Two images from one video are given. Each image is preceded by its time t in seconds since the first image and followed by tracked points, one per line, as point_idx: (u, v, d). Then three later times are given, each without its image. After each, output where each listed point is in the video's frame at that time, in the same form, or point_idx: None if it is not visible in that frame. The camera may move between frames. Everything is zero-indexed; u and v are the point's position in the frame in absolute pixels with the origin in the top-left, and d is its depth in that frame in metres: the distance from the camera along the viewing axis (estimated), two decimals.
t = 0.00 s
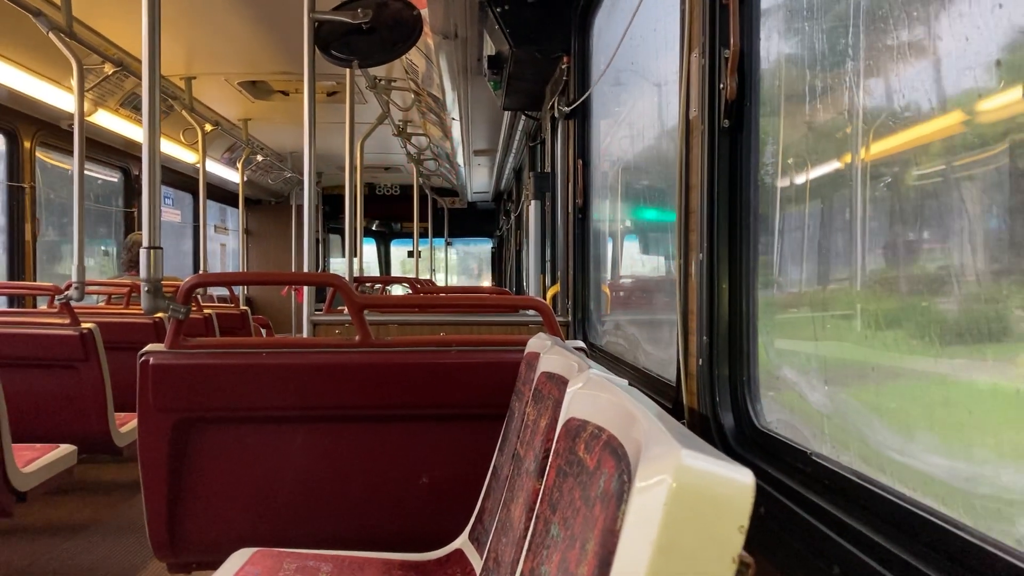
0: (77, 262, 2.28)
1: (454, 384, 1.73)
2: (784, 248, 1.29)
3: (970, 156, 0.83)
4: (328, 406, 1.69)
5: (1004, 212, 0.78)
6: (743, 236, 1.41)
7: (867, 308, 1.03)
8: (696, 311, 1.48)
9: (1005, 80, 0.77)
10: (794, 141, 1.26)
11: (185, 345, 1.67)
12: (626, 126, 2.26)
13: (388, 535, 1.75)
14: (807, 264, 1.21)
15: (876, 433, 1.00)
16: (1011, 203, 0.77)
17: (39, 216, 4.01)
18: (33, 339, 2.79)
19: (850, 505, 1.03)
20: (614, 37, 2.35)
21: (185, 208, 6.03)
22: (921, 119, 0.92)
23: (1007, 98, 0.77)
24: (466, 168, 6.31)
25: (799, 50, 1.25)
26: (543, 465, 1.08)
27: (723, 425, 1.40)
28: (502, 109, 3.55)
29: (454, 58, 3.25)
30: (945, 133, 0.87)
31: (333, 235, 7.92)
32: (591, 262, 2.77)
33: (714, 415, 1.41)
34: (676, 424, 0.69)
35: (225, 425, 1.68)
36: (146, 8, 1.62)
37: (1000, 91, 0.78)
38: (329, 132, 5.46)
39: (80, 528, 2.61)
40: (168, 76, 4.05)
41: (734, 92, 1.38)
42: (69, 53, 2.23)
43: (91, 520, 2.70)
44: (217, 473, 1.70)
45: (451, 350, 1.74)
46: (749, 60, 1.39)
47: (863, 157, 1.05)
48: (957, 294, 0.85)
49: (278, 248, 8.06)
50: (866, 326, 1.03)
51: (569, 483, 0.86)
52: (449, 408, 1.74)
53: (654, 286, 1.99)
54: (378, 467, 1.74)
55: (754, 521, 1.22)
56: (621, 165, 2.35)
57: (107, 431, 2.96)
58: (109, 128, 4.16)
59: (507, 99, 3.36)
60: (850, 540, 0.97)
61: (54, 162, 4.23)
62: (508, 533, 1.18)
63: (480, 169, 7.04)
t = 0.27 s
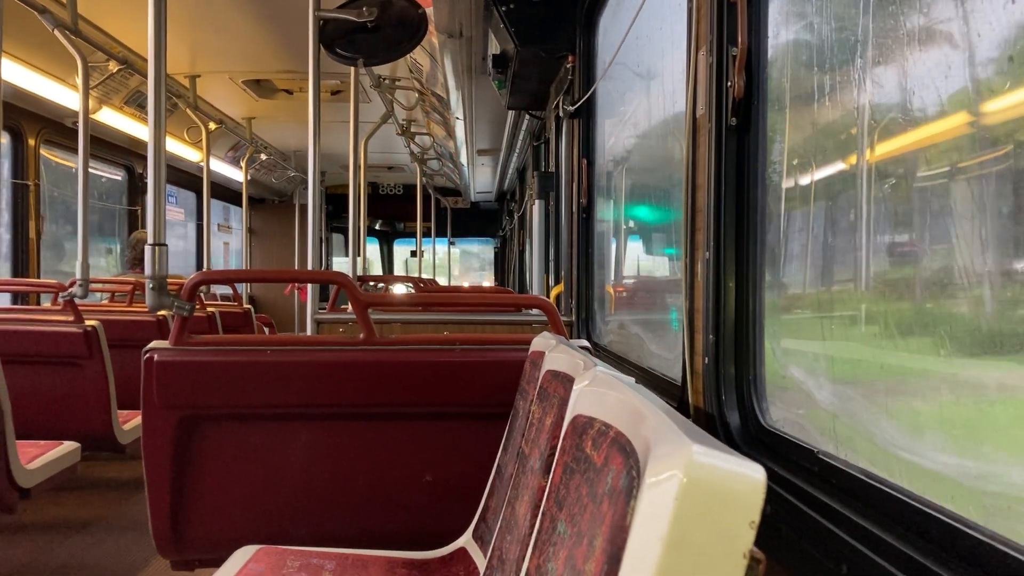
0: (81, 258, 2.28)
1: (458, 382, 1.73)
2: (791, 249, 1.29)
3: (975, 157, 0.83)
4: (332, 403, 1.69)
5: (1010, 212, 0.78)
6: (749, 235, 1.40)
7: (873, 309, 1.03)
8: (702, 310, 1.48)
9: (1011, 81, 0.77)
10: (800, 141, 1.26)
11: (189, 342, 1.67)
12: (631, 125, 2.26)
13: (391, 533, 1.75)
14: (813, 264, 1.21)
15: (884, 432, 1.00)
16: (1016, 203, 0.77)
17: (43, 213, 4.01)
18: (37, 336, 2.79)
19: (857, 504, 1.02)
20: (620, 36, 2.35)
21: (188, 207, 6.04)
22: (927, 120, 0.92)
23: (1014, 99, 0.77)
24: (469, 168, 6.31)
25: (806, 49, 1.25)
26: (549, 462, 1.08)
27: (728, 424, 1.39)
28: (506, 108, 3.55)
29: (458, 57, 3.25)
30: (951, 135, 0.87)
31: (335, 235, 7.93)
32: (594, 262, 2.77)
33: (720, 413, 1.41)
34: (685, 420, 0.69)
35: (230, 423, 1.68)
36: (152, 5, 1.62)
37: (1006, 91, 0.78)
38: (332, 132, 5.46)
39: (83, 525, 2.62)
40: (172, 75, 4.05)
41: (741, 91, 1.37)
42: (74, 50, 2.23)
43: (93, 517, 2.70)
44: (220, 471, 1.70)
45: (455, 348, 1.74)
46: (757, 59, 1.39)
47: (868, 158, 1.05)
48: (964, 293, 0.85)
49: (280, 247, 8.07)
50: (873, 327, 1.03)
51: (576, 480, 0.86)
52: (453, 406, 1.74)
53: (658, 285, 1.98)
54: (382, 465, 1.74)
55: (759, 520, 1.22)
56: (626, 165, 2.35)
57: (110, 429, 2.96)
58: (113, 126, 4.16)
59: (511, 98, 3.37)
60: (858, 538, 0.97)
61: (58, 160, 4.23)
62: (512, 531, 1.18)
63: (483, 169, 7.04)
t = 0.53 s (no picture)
0: (83, 259, 2.28)
1: (459, 382, 1.73)
2: (792, 249, 1.29)
3: (977, 157, 0.83)
4: (333, 403, 1.69)
5: (1011, 212, 0.78)
6: (751, 236, 1.40)
7: (874, 310, 1.03)
8: (703, 310, 1.48)
9: (1013, 81, 0.77)
10: (802, 142, 1.26)
11: (191, 342, 1.67)
12: (632, 125, 2.27)
13: (392, 533, 1.75)
14: (814, 264, 1.21)
15: (886, 432, 1.00)
16: (1018, 204, 0.77)
17: (44, 213, 4.01)
18: (38, 335, 2.80)
19: (860, 504, 1.02)
20: (621, 36, 2.35)
21: (189, 206, 6.04)
22: (928, 120, 0.92)
23: (1014, 98, 0.77)
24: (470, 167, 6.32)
25: (807, 48, 1.24)
26: (551, 463, 1.08)
27: (730, 424, 1.39)
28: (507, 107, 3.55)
29: (459, 57, 3.25)
30: (952, 135, 0.87)
31: (337, 234, 7.93)
32: (595, 262, 2.77)
33: (721, 414, 1.41)
34: (687, 422, 0.69)
35: (231, 422, 1.68)
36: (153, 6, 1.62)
37: (1008, 92, 0.78)
38: (333, 131, 5.46)
39: (84, 525, 2.62)
40: (173, 74, 4.05)
41: (743, 91, 1.37)
42: (76, 50, 2.24)
43: (95, 516, 2.71)
44: (222, 470, 1.70)
45: (456, 348, 1.74)
46: (758, 58, 1.39)
47: (870, 158, 1.04)
48: (966, 294, 0.85)
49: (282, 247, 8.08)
50: (875, 327, 1.03)
51: (578, 481, 0.85)
52: (454, 406, 1.74)
53: (659, 285, 1.98)
54: (383, 465, 1.74)
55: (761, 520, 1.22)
56: (626, 165, 2.35)
57: (112, 428, 2.97)
58: (114, 126, 4.17)
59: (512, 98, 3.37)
60: (859, 539, 0.97)
61: (60, 160, 4.24)
62: (514, 532, 1.18)
63: (484, 168, 7.04)
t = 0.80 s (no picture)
0: (81, 254, 2.28)
1: (457, 378, 1.73)
2: (790, 244, 1.29)
3: (976, 155, 0.82)
4: (331, 398, 1.69)
5: (1010, 207, 0.77)
6: (749, 230, 1.40)
7: (872, 304, 1.02)
8: (700, 304, 1.48)
9: (1012, 78, 0.77)
10: (801, 138, 1.26)
11: (188, 337, 1.67)
12: (631, 120, 2.26)
13: (390, 529, 1.75)
14: (812, 258, 1.21)
15: (882, 425, 1.00)
16: (1017, 199, 0.76)
17: (44, 210, 4.02)
18: (37, 332, 2.80)
19: (856, 497, 1.02)
20: (620, 31, 2.34)
21: (189, 204, 6.05)
22: (927, 118, 0.91)
23: (1014, 95, 0.76)
24: (470, 165, 6.32)
25: (806, 42, 1.24)
26: (547, 455, 1.08)
27: (727, 418, 1.39)
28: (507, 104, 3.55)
29: (458, 53, 3.25)
30: (952, 132, 0.86)
31: (337, 232, 7.94)
32: (594, 258, 2.77)
33: (718, 407, 1.40)
34: (682, 411, 0.69)
35: (228, 418, 1.68)
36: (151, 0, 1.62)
37: (1007, 89, 0.77)
38: (333, 129, 5.47)
39: (83, 521, 2.62)
40: (173, 71, 4.05)
41: (740, 84, 1.37)
42: (74, 45, 2.24)
43: (94, 513, 2.71)
44: (219, 465, 1.70)
45: (454, 344, 1.74)
46: (756, 51, 1.38)
47: (869, 155, 1.04)
48: (963, 287, 0.84)
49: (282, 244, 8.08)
50: (872, 321, 1.02)
51: (573, 472, 0.85)
52: (452, 402, 1.73)
53: (657, 281, 1.98)
54: (380, 460, 1.74)
55: (758, 514, 1.21)
56: (625, 160, 2.34)
57: (110, 424, 2.97)
58: (114, 123, 4.17)
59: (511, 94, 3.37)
60: (855, 531, 0.96)
61: (59, 157, 4.24)
62: (510, 525, 1.17)
63: (484, 167, 7.04)
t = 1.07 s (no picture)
0: (78, 255, 2.27)
1: (455, 378, 1.72)
2: (787, 244, 1.28)
3: (974, 153, 0.82)
4: (328, 399, 1.68)
5: (1009, 206, 0.77)
6: (746, 230, 1.40)
7: (870, 304, 1.02)
8: (698, 304, 1.47)
9: (1011, 76, 0.77)
10: (798, 137, 1.25)
11: (185, 338, 1.66)
12: (628, 120, 2.26)
13: (388, 529, 1.75)
14: (810, 257, 1.21)
15: (880, 425, 1.00)
16: (1016, 198, 0.76)
17: (40, 210, 4.01)
18: (34, 333, 2.79)
19: (854, 498, 1.02)
20: (617, 31, 2.34)
21: (187, 204, 6.04)
22: (925, 116, 0.91)
23: (1014, 94, 0.76)
24: (468, 165, 6.31)
25: (803, 41, 1.24)
26: (544, 457, 1.08)
27: (725, 418, 1.39)
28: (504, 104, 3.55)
29: (455, 53, 3.25)
30: (950, 130, 0.86)
31: (335, 232, 7.93)
32: (592, 258, 2.77)
33: (715, 407, 1.40)
34: (678, 413, 0.68)
35: (226, 419, 1.68)
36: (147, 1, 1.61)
37: (1006, 86, 0.77)
38: (331, 128, 5.46)
39: (80, 522, 2.62)
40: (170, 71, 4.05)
41: (738, 83, 1.37)
42: (70, 46, 2.23)
43: (91, 514, 2.71)
44: (217, 467, 1.69)
45: (452, 344, 1.73)
46: (753, 51, 1.38)
47: (866, 154, 1.04)
48: (961, 286, 0.84)
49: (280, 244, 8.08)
50: (870, 321, 1.02)
51: (570, 474, 0.85)
52: (449, 402, 1.73)
53: (655, 281, 1.98)
54: (378, 461, 1.73)
55: (755, 514, 1.21)
56: (623, 160, 2.34)
57: (108, 426, 2.96)
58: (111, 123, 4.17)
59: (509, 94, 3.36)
60: (853, 532, 0.96)
61: (56, 157, 4.23)
62: (508, 526, 1.17)
63: (482, 166, 7.03)
